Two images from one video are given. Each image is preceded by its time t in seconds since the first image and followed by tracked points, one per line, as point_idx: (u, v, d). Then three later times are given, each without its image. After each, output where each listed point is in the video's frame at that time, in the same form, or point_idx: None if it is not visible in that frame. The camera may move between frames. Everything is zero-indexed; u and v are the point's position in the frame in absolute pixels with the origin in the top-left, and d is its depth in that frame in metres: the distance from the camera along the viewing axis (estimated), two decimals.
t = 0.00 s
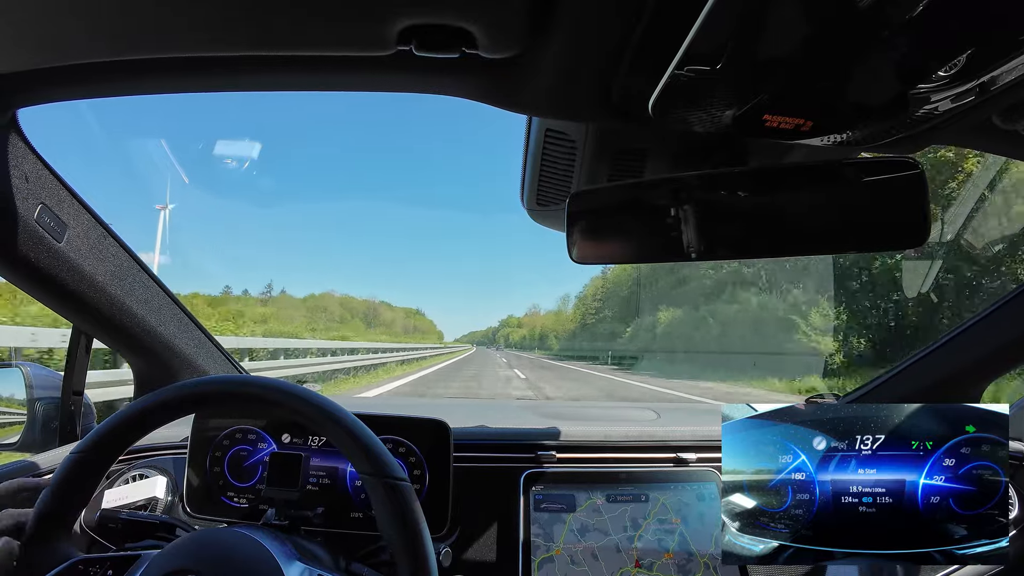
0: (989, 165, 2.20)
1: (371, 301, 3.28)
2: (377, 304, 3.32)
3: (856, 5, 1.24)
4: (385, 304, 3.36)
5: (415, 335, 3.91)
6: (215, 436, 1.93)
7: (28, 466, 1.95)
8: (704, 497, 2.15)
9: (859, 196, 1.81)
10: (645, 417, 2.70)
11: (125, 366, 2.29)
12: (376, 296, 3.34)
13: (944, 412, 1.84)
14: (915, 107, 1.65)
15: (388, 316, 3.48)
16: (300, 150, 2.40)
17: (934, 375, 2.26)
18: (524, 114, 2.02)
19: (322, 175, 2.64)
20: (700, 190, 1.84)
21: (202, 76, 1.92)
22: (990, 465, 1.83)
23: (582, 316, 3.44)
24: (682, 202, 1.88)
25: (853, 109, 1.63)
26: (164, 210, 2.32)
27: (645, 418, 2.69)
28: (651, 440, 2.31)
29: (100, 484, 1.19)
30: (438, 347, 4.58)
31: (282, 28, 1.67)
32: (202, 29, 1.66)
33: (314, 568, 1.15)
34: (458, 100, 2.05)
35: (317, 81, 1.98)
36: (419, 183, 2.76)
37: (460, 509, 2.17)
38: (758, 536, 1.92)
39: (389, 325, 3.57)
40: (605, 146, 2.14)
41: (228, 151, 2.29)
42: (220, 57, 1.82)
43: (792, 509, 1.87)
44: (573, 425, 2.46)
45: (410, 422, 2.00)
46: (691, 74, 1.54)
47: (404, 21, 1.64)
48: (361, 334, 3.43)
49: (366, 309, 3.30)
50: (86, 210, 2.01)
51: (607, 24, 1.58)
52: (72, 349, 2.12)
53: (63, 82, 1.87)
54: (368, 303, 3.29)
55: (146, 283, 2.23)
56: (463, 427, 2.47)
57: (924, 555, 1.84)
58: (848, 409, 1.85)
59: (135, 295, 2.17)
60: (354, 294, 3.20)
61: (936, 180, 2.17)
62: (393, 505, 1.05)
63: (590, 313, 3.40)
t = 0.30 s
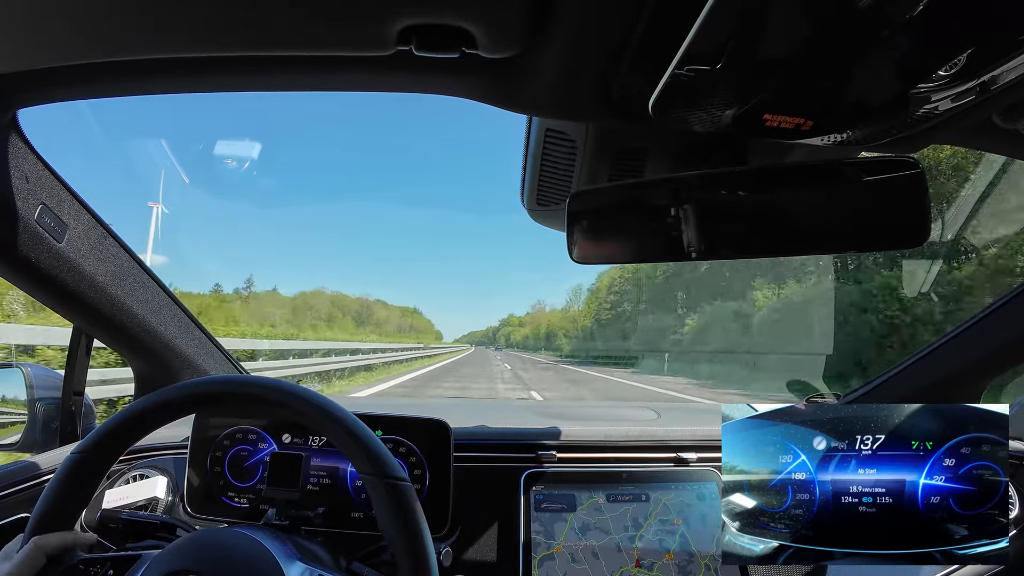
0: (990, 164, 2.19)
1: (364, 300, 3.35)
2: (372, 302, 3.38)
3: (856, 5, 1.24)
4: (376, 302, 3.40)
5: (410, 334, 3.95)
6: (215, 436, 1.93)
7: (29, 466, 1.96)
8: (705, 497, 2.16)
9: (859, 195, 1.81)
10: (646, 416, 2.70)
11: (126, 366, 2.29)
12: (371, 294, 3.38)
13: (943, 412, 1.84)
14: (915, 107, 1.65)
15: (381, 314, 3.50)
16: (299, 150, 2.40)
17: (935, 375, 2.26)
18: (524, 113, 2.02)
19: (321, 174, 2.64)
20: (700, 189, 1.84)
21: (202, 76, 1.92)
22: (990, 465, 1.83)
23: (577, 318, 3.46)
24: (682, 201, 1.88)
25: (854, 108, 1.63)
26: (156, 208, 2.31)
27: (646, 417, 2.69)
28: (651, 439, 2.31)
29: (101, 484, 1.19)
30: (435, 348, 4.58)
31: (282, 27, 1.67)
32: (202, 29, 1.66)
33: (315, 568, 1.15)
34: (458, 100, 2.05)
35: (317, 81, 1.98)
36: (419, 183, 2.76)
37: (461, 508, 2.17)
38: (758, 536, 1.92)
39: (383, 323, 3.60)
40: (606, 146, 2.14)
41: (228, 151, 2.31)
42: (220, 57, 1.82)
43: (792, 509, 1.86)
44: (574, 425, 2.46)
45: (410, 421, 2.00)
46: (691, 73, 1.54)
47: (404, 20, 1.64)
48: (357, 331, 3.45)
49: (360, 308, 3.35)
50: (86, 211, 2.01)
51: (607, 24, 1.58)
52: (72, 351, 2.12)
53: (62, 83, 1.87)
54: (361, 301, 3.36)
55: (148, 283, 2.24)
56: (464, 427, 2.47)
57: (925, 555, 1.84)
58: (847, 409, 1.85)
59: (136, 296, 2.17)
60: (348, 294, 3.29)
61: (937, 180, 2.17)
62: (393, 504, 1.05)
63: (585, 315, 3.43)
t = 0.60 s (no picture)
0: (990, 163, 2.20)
1: (355, 300, 3.39)
2: (364, 300, 3.43)
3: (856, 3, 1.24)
4: (362, 302, 3.43)
5: (406, 333, 4.00)
6: (216, 438, 1.94)
7: (30, 468, 1.96)
8: (707, 496, 2.16)
9: (859, 194, 1.81)
10: (646, 416, 2.70)
11: (126, 368, 2.29)
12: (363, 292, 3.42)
13: (943, 412, 1.84)
14: (915, 105, 1.65)
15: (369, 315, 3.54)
16: (299, 150, 2.40)
17: (935, 374, 2.26)
18: (523, 113, 2.02)
19: (321, 174, 2.64)
20: (700, 189, 1.84)
21: (202, 77, 1.92)
22: (990, 465, 1.83)
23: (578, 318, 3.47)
24: (682, 201, 1.88)
25: (854, 107, 1.63)
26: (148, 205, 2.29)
27: (646, 417, 2.69)
28: (652, 439, 2.31)
29: (101, 486, 1.18)
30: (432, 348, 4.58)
31: (282, 28, 1.67)
32: (202, 30, 1.66)
33: (316, 568, 1.16)
34: (458, 100, 2.05)
35: (316, 82, 1.98)
36: (419, 183, 2.76)
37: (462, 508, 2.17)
38: (759, 536, 1.92)
39: (378, 321, 3.63)
40: (605, 146, 2.14)
41: (227, 153, 2.32)
42: (220, 58, 1.82)
43: (792, 509, 1.86)
44: (574, 425, 2.46)
45: (410, 422, 2.00)
46: (691, 73, 1.54)
47: (404, 21, 1.64)
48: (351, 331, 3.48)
49: (351, 305, 3.39)
50: (86, 212, 2.01)
51: (607, 24, 1.58)
52: (72, 353, 2.13)
53: (62, 85, 1.87)
54: (353, 298, 3.39)
55: (149, 284, 2.24)
56: (465, 427, 2.47)
57: (925, 555, 1.84)
58: (847, 409, 1.86)
59: (136, 297, 2.17)
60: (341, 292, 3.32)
61: (937, 179, 2.17)
62: (394, 505, 1.05)
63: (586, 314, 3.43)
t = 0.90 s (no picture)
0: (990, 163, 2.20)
1: (347, 298, 3.34)
2: (356, 298, 3.38)
3: (856, 4, 1.23)
4: (355, 300, 3.39)
5: (395, 334, 3.97)
6: (216, 438, 1.94)
7: (30, 468, 1.96)
8: (707, 497, 2.16)
9: (859, 194, 1.81)
10: (646, 417, 2.70)
11: (126, 368, 2.29)
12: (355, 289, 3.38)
13: (943, 412, 1.84)
14: (915, 106, 1.65)
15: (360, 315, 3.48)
16: (300, 149, 2.40)
17: (935, 375, 2.26)
18: (524, 114, 2.01)
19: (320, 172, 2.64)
20: (700, 189, 1.84)
21: (202, 78, 1.92)
22: (990, 465, 1.83)
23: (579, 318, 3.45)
24: (682, 201, 1.88)
25: (854, 108, 1.63)
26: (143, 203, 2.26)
27: (646, 417, 2.69)
28: (652, 440, 2.31)
29: (101, 486, 1.18)
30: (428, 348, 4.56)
31: (282, 28, 1.67)
32: (201, 29, 1.66)
33: (315, 567, 1.16)
34: (458, 100, 2.05)
35: (316, 82, 1.98)
36: (419, 183, 2.76)
37: (462, 509, 2.17)
38: (759, 537, 1.91)
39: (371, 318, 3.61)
40: (606, 146, 2.14)
41: (228, 153, 2.32)
42: (220, 58, 1.82)
43: (792, 509, 1.86)
44: (574, 425, 2.46)
45: (410, 422, 2.00)
46: (691, 73, 1.54)
47: (404, 21, 1.64)
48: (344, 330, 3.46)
49: (342, 304, 3.34)
50: (86, 212, 2.01)
51: (607, 24, 1.58)
52: (73, 352, 2.13)
53: (62, 85, 1.87)
54: (343, 296, 3.34)
55: (150, 285, 2.24)
56: (465, 428, 2.47)
57: (925, 555, 1.84)
58: (847, 409, 1.86)
59: (136, 298, 2.17)
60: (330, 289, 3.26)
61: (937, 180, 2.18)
62: (393, 502, 1.05)
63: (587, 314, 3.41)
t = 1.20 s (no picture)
0: (989, 163, 2.20)
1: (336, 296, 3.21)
2: (347, 295, 3.26)
3: (856, 3, 1.23)
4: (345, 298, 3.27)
5: (387, 334, 3.85)
6: (215, 438, 1.94)
7: (29, 468, 1.96)
8: (706, 497, 2.16)
9: (859, 194, 1.81)
10: (646, 416, 2.70)
11: (124, 368, 2.28)
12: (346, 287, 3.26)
13: (943, 412, 1.84)
14: (914, 106, 1.65)
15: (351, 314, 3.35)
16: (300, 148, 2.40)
17: (935, 375, 2.26)
18: (524, 114, 2.01)
19: (320, 172, 2.64)
20: (699, 189, 1.84)
21: (202, 78, 1.92)
22: (990, 465, 1.83)
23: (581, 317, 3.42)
24: (681, 201, 1.88)
25: (853, 107, 1.63)
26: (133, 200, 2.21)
27: (646, 417, 2.69)
28: (651, 440, 2.31)
29: (100, 487, 1.18)
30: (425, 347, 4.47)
31: (281, 29, 1.67)
32: (200, 30, 1.66)
33: (314, 568, 1.15)
34: (457, 100, 2.05)
35: (316, 82, 1.97)
36: (419, 183, 2.76)
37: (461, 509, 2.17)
38: (758, 537, 1.91)
39: (363, 319, 3.50)
40: (605, 146, 2.14)
41: (227, 153, 2.32)
42: (220, 58, 1.82)
43: (792, 509, 1.86)
44: (574, 426, 2.46)
45: (408, 423, 1.99)
46: (690, 73, 1.54)
47: (404, 21, 1.64)
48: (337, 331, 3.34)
49: (332, 301, 3.21)
50: (84, 212, 2.00)
51: (607, 24, 1.58)
52: (72, 351, 2.12)
53: (61, 85, 1.87)
54: (333, 293, 3.21)
55: (149, 286, 2.24)
56: (464, 428, 2.47)
57: (924, 555, 1.84)
58: (847, 409, 1.86)
59: (135, 298, 2.16)
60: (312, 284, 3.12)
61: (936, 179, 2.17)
62: (392, 502, 1.05)
63: (590, 313, 3.39)
